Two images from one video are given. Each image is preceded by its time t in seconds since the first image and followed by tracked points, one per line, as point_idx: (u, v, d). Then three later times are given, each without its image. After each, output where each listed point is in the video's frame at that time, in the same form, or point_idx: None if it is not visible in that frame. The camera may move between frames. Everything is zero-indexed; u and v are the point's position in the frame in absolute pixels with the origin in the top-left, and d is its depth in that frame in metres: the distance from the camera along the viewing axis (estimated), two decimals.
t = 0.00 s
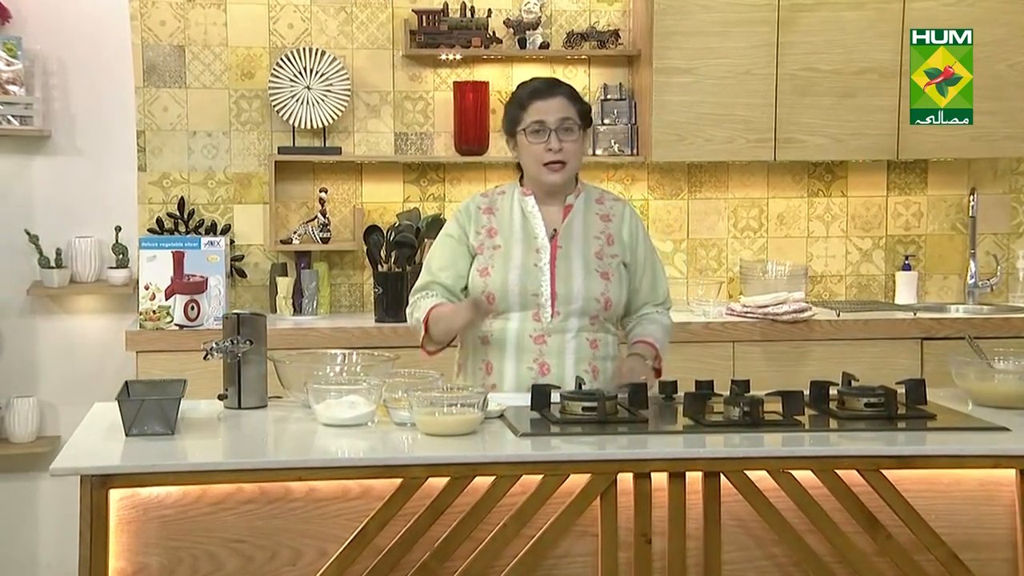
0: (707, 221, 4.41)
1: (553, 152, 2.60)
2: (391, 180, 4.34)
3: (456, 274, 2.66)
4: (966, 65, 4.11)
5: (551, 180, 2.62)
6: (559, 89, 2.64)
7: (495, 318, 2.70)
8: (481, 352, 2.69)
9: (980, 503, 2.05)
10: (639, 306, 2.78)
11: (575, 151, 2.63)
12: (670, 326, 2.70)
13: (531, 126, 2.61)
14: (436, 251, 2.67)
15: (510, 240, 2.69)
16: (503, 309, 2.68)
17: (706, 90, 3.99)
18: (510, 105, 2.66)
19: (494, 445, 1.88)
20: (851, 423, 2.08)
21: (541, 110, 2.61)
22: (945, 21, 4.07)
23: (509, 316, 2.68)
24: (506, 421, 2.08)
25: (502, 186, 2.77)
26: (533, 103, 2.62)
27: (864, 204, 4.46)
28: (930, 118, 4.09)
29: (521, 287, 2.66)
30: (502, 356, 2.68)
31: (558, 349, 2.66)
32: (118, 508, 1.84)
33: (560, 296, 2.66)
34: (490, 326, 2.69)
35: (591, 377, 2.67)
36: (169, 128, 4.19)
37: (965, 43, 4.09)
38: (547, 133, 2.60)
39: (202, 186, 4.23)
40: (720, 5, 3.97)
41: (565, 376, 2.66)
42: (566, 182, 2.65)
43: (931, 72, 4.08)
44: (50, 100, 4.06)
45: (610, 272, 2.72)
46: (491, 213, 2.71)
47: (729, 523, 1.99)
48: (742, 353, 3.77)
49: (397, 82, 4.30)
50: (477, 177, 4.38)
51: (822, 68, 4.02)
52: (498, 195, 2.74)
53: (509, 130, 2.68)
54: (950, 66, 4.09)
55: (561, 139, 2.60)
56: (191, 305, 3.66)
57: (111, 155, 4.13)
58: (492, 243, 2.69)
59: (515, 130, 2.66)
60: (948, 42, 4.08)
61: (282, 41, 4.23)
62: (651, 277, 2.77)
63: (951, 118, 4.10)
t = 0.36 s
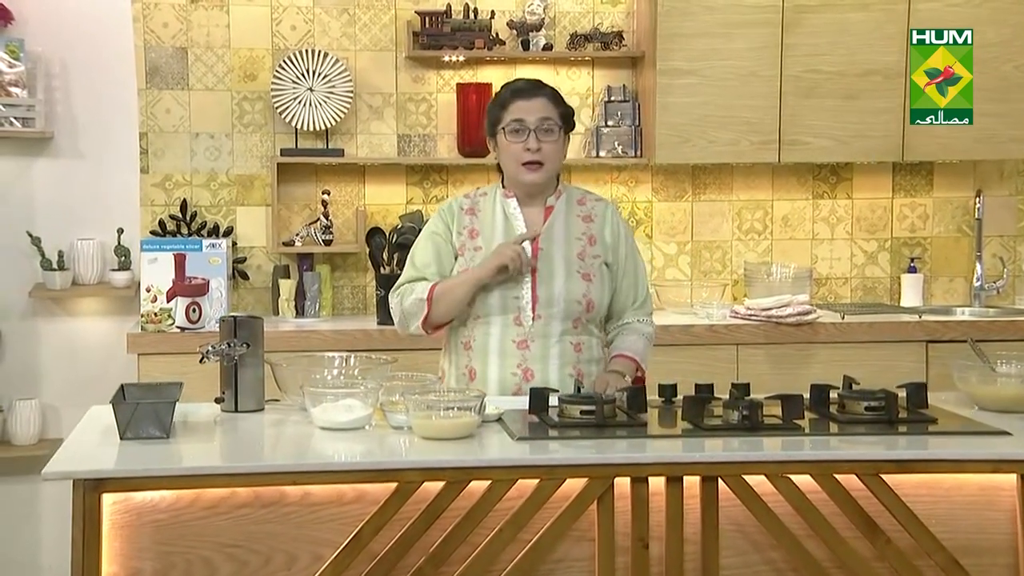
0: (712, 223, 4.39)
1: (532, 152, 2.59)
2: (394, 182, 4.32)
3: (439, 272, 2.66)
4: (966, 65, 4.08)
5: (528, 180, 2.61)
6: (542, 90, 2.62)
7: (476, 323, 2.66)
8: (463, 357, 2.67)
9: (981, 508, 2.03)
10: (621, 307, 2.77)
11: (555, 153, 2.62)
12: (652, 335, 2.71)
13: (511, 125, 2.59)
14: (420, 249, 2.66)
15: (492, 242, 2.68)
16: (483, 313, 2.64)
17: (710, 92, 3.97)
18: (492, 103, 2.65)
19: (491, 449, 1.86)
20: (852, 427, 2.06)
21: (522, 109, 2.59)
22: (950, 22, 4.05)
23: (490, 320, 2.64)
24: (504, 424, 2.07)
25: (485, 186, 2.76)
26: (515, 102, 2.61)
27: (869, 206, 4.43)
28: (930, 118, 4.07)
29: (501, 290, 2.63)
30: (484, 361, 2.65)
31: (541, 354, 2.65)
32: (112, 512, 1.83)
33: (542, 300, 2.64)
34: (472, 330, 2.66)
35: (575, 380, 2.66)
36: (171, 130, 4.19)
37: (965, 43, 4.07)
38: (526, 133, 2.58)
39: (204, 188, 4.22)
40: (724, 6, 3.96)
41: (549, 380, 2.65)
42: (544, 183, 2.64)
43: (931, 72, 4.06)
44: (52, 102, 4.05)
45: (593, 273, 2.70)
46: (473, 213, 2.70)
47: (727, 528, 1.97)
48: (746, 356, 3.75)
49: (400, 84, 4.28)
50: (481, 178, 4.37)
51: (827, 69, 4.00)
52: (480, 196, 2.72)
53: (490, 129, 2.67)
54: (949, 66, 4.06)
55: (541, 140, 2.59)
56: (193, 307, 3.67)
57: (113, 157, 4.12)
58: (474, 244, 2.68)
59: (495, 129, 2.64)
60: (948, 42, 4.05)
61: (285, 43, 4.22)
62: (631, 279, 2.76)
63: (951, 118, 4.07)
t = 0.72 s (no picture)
0: (721, 227, 4.36)
1: (542, 153, 2.57)
2: (401, 186, 4.31)
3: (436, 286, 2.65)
4: (965, 65, 4.06)
5: (536, 181, 2.59)
6: (554, 93, 2.61)
7: (478, 331, 2.65)
8: (465, 366, 2.65)
9: (989, 516, 2.00)
10: (620, 312, 2.75)
11: (562, 158, 2.61)
12: (651, 339, 2.70)
13: (524, 124, 2.57)
14: (412, 266, 2.66)
15: (489, 249, 2.65)
16: (485, 321, 2.64)
17: (719, 96, 3.95)
18: (503, 101, 2.62)
19: (492, 456, 1.84)
20: (858, 434, 2.04)
21: (536, 110, 2.58)
22: (961, 26, 4.02)
23: (491, 328, 2.64)
24: (506, 431, 2.05)
25: (480, 193, 2.73)
26: (529, 102, 2.59)
27: (880, 210, 4.40)
28: (930, 118, 4.03)
29: (502, 297, 2.62)
30: (487, 369, 2.64)
31: (544, 361, 2.64)
32: (110, 519, 1.82)
33: (542, 306, 2.63)
34: (474, 339, 2.64)
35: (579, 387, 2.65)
36: (179, 134, 4.18)
37: (965, 43, 4.04)
38: (539, 134, 2.57)
39: (212, 193, 4.22)
40: (734, 10, 3.94)
41: (553, 388, 2.64)
42: (548, 187, 2.62)
43: (931, 72, 4.02)
44: (61, 107, 4.06)
45: (592, 278, 2.69)
46: (468, 222, 2.68)
47: (730, 536, 1.94)
48: (755, 362, 3.73)
49: (409, 88, 4.27)
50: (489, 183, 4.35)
51: (837, 73, 3.98)
52: (474, 203, 2.69)
53: (498, 126, 2.64)
54: (949, 66, 4.03)
55: (552, 143, 2.58)
56: (199, 311, 3.66)
57: (121, 161, 4.12)
58: (471, 253, 2.66)
59: (504, 126, 2.62)
60: (948, 42, 4.02)
61: (292, 47, 4.21)
62: (630, 283, 2.75)
63: (951, 118, 4.04)
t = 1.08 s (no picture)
0: (726, 233, 4.34)
1: (537, 169, 2.56)
2: (405, 191, 4.30)
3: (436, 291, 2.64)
4: (965, 65, 4.02)
5: (531, 196, 2.59)
6: (553, 103, 2.57)
7: (477, 335, 2.63)
8: (464, 370, 2.64)
9: (990, 525, 1.98)
10: (621, 317, 2.73)
11: (559, 171, 2.59)
12: (652, 344, 2.67)
13: (520, 140, 2.55)
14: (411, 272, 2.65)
15: (489, 254, 2.63)
16: (484, 325, 2.62)
17: (724, 101, 3.93)
18: (501, 110, 2.58)
19: (488, 463, 1.82)
20: (859, 441, 2.02)
21: (532, 124, 2.54)
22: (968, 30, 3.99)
23: (490, 332, 2.62)
24: (504, 437, 2.03)
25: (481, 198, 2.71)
26: (526, 115, 2.55)
27: (885, 215, 4.38)
28: (930, 118, 4.00)
29: (501, 300, 2.61)
30: (486, 373, 2.62)
31: (543, 364, 2.61)
32: (103, 527, 1.80)
33: (542, 310, 2.61)
34: (473, 343, 2.63)
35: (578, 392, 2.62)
36: (182, 139, 4.17)
37: (965, 43, 4.01)
38: (534, 149, 2.55)
39: (216, 198, 4.21)
40: (739, 14, 3.92)
41: (552, 393, 2.61)
42: (545, 198, 2.62)
43: (931, 72, 3.99)
44: (64, 111, 4.05)
45: (592, 283, 2.67)
46: (468, 227, 2.66)
47: (728, 543, 1.92)
48: (760, 367, 3.70)
49: (412, 93, 4.26)
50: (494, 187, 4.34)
51: (843, 77, 3.95)
52: (475, 208, 2.68)
53: (496, 135, 2.62)
54: (949, 66, 4.00)
55: (548, 158, 2.56)
56: (202, 317, 3.66)
57: (125, 166, 4.12)
58: (471, 257, 2.64)
59: (501, 137, 2.59)
60: (948, 42, 3.99)
61: (296, 52, 4.21)
62: (630, 288, 2.73)
63: (951, 118, 4.01)
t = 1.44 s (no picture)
0: (727, 236, 4.32)
1: (535, 165, 2.55)
2: (404, 194, 4.29)
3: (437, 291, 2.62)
4: (965, 65, 4.01)
5: (530, 193, 2.57)
6: (549, 101, 2.57)
7: (479, 337, 2.62)
8: (465, 372, 2.62)
9: (988, 532, 1.96)
10: (623, 321, 2.72)
11: (558, 168, 2.58)
12: (655, 345, 2.64)
13: (516, 136, 2.55)
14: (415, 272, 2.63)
15: (492, 256, 2.62)
16: (486, 327, 2.61)
17: (725, 104, 3.92)
18: (498, 111, 2.60)
19: (482, 468, 1.81)
20: (856, 446, 2.00)
21: (527, 121, 2.54)
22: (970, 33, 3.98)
23: (492, 334, 2.60)
24: (498, 442, 2.01)
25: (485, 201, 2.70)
26: (521, 113, 2.55)
27: (887, 219, 4.36)
28: (930, 118, 3.98)
29: (503, 302, 2.59)
30: (487, 376, 2.60)
31: (544, 367, 2.59)
32: (94, 532, 1.79)
33: (544, 312, 2.59)
34: (474, 345, 2.61)
35: (578, 396, 2.60)
36: (182, 142, 4.17)
37: (965, 43, 3.99)
38: (531, 145, 2.54)
39: (215, 202, 4.20)
40: (740, 17, 3.90)
41: (552, 396, 2.59)
42: (546, 197, 2.60)
43: (931, 72, 3.98)
44: (63, 114, 4.04)
45: (595, 287, 2.65)
46: (472, 228, 2.65)
47: (723, 550, 1.91)
48: (760, 371, 3.69)
49: (412, 96, 4.25)
50: (493, 190, 4.33)
51: (845, 80, 3.94)
52: (479, 210, 2.67)
53: (494, 137, 2.62)
54: (949, 66, 3.99)
55: (546, 153, 2.55)
56: (200, 320, 3.65)
57: (124, 169, 4.11)
58: (474, 258, 2.62)
59: (500, 137, 2.60)
60: (948, 42, 3.98)
61: (295, 55, 4.20)
62: (633, 292, 2.71)
63: (951, 118, 3.99)
